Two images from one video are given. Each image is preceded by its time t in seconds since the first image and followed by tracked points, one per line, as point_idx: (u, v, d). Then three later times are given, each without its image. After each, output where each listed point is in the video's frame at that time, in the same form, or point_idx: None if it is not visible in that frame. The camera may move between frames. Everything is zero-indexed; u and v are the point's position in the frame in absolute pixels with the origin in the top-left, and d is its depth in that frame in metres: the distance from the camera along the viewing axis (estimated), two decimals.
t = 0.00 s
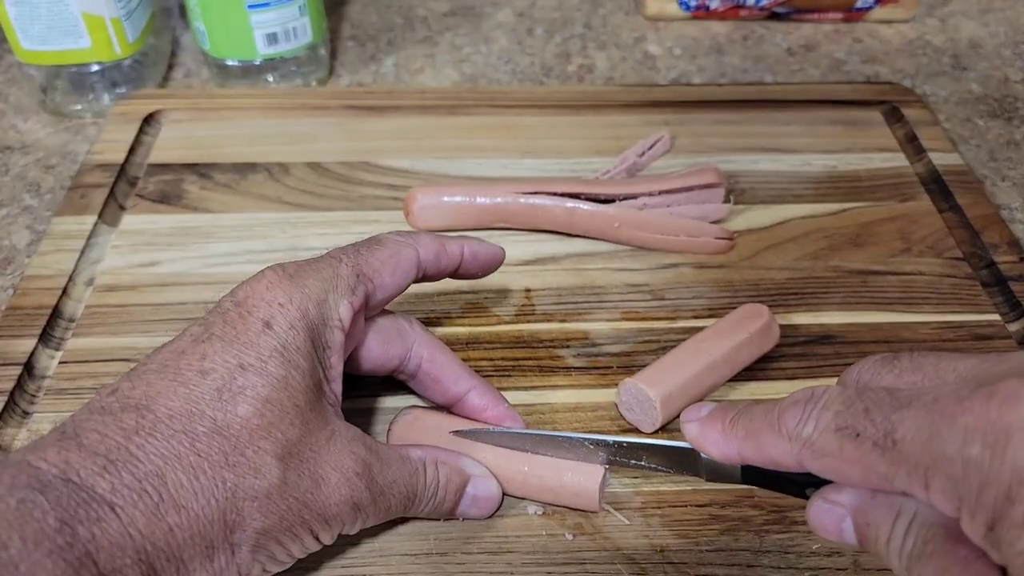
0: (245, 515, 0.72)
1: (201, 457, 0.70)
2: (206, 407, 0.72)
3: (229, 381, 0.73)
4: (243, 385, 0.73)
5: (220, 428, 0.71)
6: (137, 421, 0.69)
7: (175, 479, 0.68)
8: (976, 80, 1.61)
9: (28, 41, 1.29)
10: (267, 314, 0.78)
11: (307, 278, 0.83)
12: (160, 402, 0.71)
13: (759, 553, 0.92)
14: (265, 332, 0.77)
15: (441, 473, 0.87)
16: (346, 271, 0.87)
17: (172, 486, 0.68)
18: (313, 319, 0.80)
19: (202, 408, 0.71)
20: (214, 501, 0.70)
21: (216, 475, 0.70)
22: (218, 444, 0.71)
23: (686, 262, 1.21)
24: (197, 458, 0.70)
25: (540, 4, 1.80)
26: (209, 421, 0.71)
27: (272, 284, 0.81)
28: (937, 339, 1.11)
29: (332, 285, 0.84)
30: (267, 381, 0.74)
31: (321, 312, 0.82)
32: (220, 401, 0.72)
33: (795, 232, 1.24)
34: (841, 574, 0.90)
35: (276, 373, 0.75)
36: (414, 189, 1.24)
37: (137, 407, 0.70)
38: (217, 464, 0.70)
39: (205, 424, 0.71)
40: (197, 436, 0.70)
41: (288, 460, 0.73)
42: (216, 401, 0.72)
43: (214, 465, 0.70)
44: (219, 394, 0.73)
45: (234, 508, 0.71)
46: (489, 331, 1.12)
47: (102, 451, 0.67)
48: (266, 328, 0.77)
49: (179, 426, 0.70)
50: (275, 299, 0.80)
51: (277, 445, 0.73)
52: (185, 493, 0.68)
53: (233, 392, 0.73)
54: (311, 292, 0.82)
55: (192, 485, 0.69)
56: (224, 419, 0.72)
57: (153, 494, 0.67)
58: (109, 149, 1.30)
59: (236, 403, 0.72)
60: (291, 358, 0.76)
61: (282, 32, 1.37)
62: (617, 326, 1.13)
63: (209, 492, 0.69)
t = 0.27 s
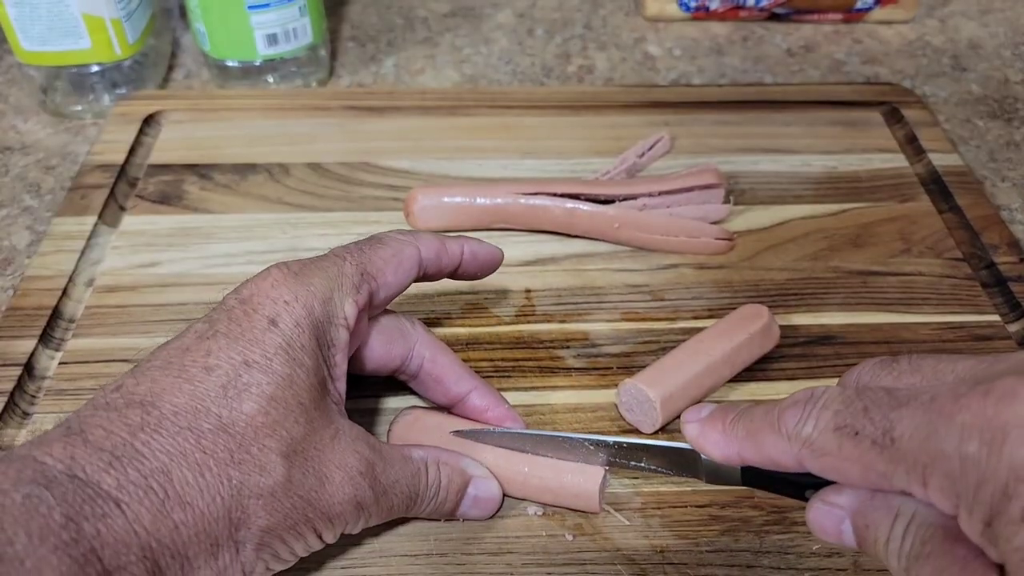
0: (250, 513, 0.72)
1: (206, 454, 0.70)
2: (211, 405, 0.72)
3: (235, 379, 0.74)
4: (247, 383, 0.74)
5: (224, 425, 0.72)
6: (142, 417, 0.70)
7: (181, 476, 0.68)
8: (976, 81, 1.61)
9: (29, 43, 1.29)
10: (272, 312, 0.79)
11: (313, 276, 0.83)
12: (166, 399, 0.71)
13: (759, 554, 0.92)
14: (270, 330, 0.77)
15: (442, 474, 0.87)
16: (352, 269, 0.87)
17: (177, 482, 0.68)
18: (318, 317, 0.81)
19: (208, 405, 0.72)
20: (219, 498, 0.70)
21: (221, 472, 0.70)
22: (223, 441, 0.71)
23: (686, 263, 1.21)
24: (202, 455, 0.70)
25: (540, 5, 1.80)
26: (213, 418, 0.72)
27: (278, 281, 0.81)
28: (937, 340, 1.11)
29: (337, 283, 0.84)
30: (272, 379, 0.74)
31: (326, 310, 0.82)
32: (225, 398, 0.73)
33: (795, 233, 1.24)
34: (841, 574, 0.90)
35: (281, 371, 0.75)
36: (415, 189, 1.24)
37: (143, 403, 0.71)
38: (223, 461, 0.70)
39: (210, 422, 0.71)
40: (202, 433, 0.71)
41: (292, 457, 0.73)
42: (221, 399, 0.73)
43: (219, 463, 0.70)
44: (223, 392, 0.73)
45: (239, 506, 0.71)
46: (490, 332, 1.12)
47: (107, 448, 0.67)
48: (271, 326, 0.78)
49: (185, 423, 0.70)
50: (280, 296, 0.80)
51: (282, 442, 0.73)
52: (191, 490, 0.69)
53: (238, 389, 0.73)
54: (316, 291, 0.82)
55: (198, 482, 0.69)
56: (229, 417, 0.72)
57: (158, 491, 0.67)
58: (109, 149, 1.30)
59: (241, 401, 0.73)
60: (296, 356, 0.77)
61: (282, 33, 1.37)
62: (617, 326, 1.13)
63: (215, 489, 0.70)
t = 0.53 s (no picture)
0: (249, 510, 0.71)
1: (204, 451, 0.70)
2: (210, 402, 0.72)
3: (233, 376, 0.74)
4: (246, 381, 0.74)
5: (223, 423, 0.71)
6: (142, 415, 0.70)
7: (180, 473, 0.68)
8: (976, 81, 1.61)
9: (29, 43, 1.28)
10: (271, 309, 0.79)
11: (312, 275, 0.83)
12: (166, 397, 0.71)
13: (758, 555, 0.92)
14: (269, 327, 0.77)
15: (441, 472, 0.87)
16: (350, 267, 0.87)
17: (176, 479, 0.68)
18: (317, 316, 0.81)
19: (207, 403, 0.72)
20: (219, 496, 0.70)
21: (220, 469, 0.70)
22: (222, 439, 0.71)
23: (686, 263, 1.21)
24: (201, 452, 0.70)
25: (540, 5, 1.80)
26: (212, 415, 0.71)
27: (276, 279, 0.81)
28: (937, 340, 1.11)
29: (336, 282, 0.84)
30: (271, 376, 0.74)
31: (325, 308, 0.82)
32: (224, 396, 0.72)
33: (794, 233, 1.24)
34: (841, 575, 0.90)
35: (280, 369, 0.75)
36: (414, 190, 1.24)
37: (143, 401, 0.71)
38: (222, 459, 0.70)
39: (209, 419, 0.71)
40: (201, 431, 0.71)
41: (292, 454, 0.73)
42: (221, 396, 0.73)
43: (219, 460, 0.70)
44: (223, 389, 0.73)
45: (239, 503, 0.71)
46: (489, 332, 1.12)
47: (107, 445, 0.67)
48: (270, 323, 0.78)
49: (184, 420, 0.70)
50: (278, 294, 0.80)
51: (282, 439, 0.73)
52: (190, 487, 0.68)
53: (238, 387, 0.73)
54: (316, 289, 0.82)
55: (197, 479, 0.69)
56: (228, 414, 0.72)
57: (158, 487, 0.67)
58: (108, 150, 1.30)
59: (240, 398, 0.73)
60: (295, 354, 0.77)
61: (281, 34, 1.37)
62: (617, 327, 1.13)
63: (214, 486, 0.69)
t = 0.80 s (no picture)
0: (254, 508, 0.71)
1: (210, 449, 0.70)
2: (217, 400, 0.72)
3: (240, 375, 0.74)
4: (253, 380, 0.74)
5: (230, 420, 0.72)
6: (149, 412, 0.70)
7: (186, 472, 0.69)
8: (975, 82, 1.61)
9: (28, 44, 1.28)
10: (278, 313, 0.80)
11: (319, 284, 0.85)
12: (172, 394, 0.72)
13: (758, 557, 0.92)
14: (275, 329, 0.78)
15: (441, 473, 0.87)
16: (359, 285, 0.89)
17: (182, 478, 0.68)
18: (322, 325, 0.82)
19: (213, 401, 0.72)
20: (223, 494, 0.70)
21: (225, 468, 0.70)
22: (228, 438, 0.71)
23: (685, 264, 1.21)
24: (207, 451, 0.70)
25: (539, 7, 1.80)
26: (219, 413, 0.72)
27: (283, 279, 0.83)
28: (937, 341, 1.11)
29: (345, 293, 0.86)
30: (277, 375, 0.74)
31: (329, 316, 0.83)
32: (231, 394, 0.73)
33: (794, 234, 1.24)
34: None
35: (287, 368, 0.75)
36: (414, 191, 1.24)
37: (149, 398, 0.71)
38: (227, 457, 0.70)
39: (216, 418, 0.71)
40: (208, 429, 0.71)
41: (297, 453, 0.73)
42: (227, 394, 0.73)
43: (225, 458, 0.70)
44: (230, 387, 0.73)
45: (243, 502, 0.71)
46: (488, 334, 1.12)
47: (113, 443, 0.67)
48: (276, 325, 0.78)
49: (190, 418, 0.71)
50: (286, 296, 0.81)
51: (287, 438, 0.73)
52: (195, 485, 0.69)
53: (244, 385, 0.73)
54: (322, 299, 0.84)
55: (202, 478, 0.69)
56: (235, 412, 0.72)
57: (163, 487, 0.68)
58: (107, 151, 1.30)
59: (247, 397, 0.73)
60: (301, 354, 0.77)
61: (281, 35, 1.37)
62: (616, 328, 1.13)
63: (219, 485, 0.70)
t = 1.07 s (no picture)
0: (270, 504, 0.72)
1: (232, 444, 0.70)
2: (242, 393, 0.72)
3: (265, 367, 0.73)
4: (278, 375, 0.73)
5: (254, 415, 0.71)
6: (173, 401, 0.69)
7: (208, 466, 0.68)
8: (974, 83, 1.61)
9: (27, 44, 1.28)
10: (306, 306, 0.79)
11: (350, 281, 0.84)
12: (197, 383, 0.71)
13: (757, 558, 0.92)
14: (302, 322, 0.77)
15: (448, 471, 0.86)
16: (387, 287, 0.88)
17: (204, 472, 0.68)
18: (350, 323, 0.82)
19: (238, 394, 0.71)
20: (242, 490, 0.70)
21: (245, 465, 0.70)
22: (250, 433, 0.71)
23: (685, 263, 1.21)
24: (230, 445, 0.70)
25: (539, 7, 1.80)
26: (243, 407, 0.71)
27: (321, 272, 0.82)
28: (937, 341, 1.11)
29: (375, 293, 0.86)
30: (303, 370, 0.74)
31: (360, 316, 0.83)
32: (256, 388, 0.72)
33: (793, 234, 1.24)
34: None
35: (312, 363, 0.75)
36: (413, 190, 1.24)
37: (173, 386, 0.71)
38: (249, 452, 0.70)
39: (240, 412, 0.71)
40: (232, 423, 0.70)
41: (314, 451, 0.73)
42: (253, 387, 0.72)
43: (246, 455, 0.70)
44: (255, 380, 0.72)
45: (260, 498, 0.71)
46: (488, 333, 1.12)
47: (138, 433, 0.67)
48: (302, 319, 0.78)
49: (214, 410, 0.70)
50: (319, 289, 0.81)
51: (307, 435, 0.73)
52: (216, 480, 0.69)
53: (270, 380, 0.73)
54: (352, 295, 0.83)
55: (223, 473, 0.69)
56: (259, 407, 0.72)
57: (186, 480, 0.67)
58: (106, 151, 1.30)
59: (271, 391, 0.72)
60: (326, 351, 0.77)
61: (280, 34, 1.37)
62: (616, 328, 1.13)
63: (238, 481, 0.70)
